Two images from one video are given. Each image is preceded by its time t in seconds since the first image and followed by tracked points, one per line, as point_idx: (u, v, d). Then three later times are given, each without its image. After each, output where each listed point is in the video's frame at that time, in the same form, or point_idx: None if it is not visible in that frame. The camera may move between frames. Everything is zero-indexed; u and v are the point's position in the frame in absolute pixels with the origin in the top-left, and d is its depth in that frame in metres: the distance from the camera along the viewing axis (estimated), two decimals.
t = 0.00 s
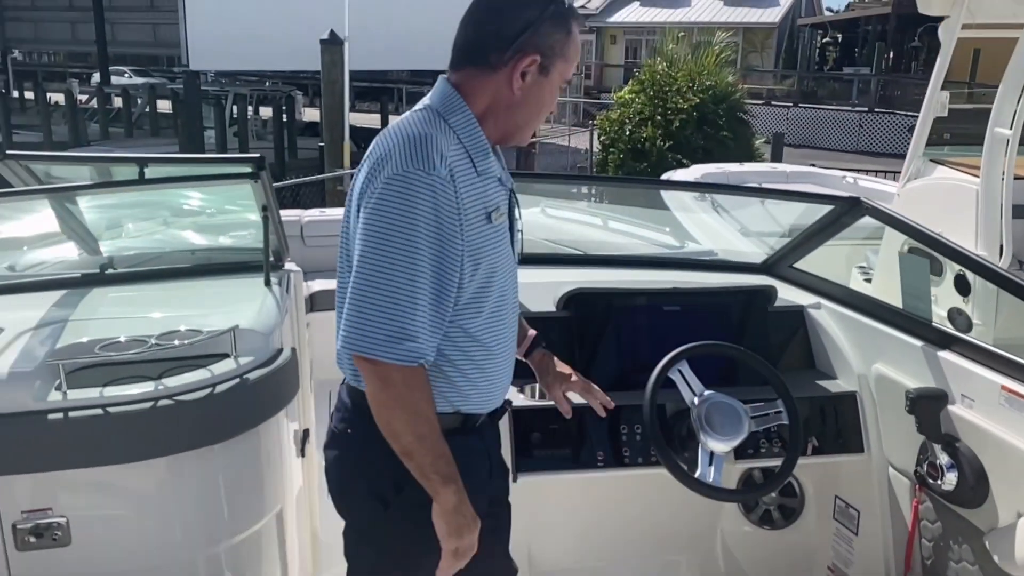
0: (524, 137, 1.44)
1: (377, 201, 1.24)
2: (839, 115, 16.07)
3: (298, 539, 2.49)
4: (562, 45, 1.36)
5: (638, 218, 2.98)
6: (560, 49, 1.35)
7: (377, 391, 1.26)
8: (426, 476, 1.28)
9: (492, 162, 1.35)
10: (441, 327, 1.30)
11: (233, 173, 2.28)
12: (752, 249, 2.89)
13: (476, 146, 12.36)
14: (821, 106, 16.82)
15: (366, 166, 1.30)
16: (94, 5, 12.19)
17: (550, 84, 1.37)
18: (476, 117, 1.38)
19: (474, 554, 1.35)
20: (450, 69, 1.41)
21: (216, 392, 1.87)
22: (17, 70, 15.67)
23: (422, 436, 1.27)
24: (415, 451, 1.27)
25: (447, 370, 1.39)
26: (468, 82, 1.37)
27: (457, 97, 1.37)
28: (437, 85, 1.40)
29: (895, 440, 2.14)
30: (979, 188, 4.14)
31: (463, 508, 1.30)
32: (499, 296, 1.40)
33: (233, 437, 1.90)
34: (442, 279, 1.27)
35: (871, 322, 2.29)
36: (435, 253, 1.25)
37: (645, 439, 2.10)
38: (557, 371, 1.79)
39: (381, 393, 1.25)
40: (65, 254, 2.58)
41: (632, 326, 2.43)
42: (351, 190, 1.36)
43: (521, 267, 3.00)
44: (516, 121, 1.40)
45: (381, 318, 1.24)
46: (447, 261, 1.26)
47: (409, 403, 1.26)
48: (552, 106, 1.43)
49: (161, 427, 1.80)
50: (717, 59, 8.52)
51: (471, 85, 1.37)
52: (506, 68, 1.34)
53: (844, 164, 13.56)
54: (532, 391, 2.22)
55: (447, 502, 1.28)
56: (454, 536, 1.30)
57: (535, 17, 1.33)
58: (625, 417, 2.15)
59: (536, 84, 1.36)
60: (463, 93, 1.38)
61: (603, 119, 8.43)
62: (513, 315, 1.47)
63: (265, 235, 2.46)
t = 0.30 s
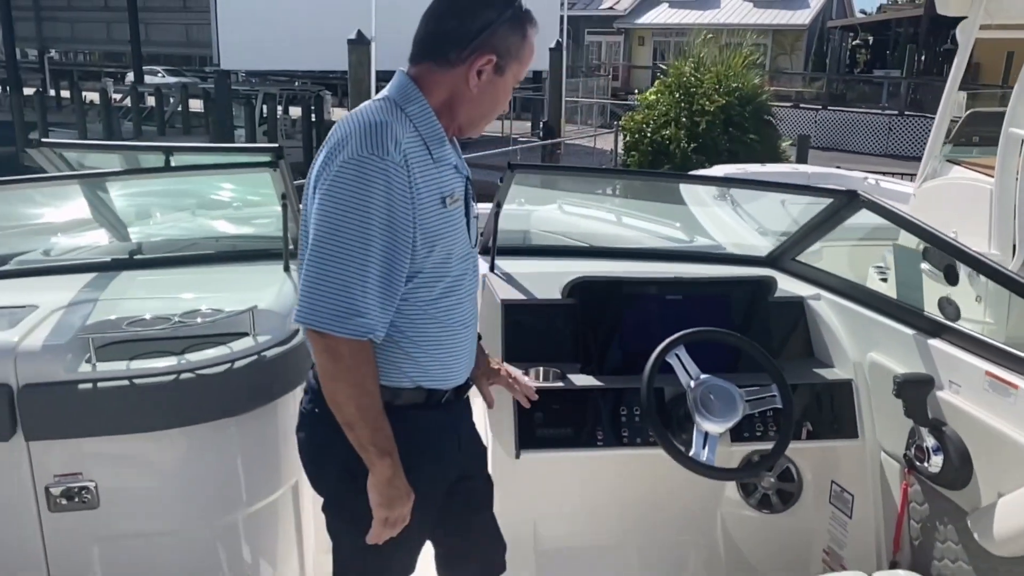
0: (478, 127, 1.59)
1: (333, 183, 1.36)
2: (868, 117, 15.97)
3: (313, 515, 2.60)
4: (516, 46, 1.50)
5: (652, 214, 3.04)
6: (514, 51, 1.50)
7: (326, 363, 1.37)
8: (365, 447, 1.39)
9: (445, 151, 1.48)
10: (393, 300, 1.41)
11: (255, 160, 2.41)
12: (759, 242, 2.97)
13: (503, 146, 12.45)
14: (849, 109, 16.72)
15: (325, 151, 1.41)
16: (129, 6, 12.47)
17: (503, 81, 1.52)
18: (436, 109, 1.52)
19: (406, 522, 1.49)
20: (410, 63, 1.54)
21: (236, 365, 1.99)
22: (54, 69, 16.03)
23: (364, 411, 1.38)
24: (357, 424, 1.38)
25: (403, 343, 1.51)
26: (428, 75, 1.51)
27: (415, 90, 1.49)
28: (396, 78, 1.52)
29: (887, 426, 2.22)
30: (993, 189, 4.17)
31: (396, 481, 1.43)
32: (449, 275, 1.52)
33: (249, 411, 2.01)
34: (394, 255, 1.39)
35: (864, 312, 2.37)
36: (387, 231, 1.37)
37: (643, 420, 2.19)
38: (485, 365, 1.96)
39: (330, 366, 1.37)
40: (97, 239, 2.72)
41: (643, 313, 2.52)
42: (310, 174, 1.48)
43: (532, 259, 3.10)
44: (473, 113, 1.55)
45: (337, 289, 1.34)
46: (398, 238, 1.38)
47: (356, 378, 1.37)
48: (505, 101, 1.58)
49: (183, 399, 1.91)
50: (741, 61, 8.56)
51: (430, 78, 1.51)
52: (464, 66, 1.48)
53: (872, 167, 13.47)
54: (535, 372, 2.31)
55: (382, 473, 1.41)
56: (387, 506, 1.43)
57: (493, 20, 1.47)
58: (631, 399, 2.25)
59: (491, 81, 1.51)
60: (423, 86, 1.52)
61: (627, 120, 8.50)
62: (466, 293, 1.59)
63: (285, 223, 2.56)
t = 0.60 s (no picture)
0: (463, 119, 1.67)
1: (326, 173, 1.45)
2: (884, 118, 15.92)
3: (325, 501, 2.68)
4: (495, 39, 1.58)
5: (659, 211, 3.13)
6: (493, 45, 1.58)
7: (328, 346, 1.47)
8: (368, 424, 1.48)
9: (432, 140, 1.57)
10: (387, 282, 1.51)
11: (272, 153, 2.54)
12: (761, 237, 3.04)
13: (517, 147, 12.52)
14: (866, 109, 16.66)
15: (318, 145, 1.51)
16: (149, 7, 12.64)
17: (484, 75, 1.60)
18: (421, 102, 1.61)
19: (412, 500, 1.56)
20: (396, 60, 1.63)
21: (252, 351, 2.08)
22: (75, 70, 16.22)
23: (365, 390, 1.47)
24: (359, 403, 1.47)
25: (400, 325, 1.60)
26: (413, 69, 1.60)
27: (401, 84, 1.58)
28: (383, 74, 1.61)
29: (884, 414, 2.28)
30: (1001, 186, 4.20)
31: (399, 458, 1.51)
32: (441, 258, 1.61)
33: (262, 395, 2.09)
34: (384, 239, 1.48)
35: (860, 303, 2.45)
36: (378, 216, 1.47)
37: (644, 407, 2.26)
38: (479, 322, 2.16)
39: (330, 349, 1.46)
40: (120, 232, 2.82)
41: (649, 307, 2.60)
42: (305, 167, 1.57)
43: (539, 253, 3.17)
44: (457, 104, 1.63)
45: (332, 273, 1.44)
46: (388, 223, 1.48)
47: (355, 359, 1.47)
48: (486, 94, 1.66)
49: (201, 382, 1.99)
50: (756, 61, 8.59)
51: (414, 72, 1.59)
52: (445, 60, 1.57)
53: (889, 168, 13.42)
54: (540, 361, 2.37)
55: (386, 450, 1.49)
56: (391, 483, 1.51)
57: (472, 15, 1.55)
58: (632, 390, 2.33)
59: (472, 74, 1.59)
60: (408, 79, 1.60)
61: (641, 120, 8.56)
62: (458, 276, 1.68)
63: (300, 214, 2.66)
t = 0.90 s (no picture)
0: (464, 118, 1.71)
1: (328, 174, 1.50)
2: (891, 118, 15.91)
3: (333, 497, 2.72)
4: (492, 39, 1.62)
5: (663, 211, 3.17)
6: (490, 44, 1.62)
7: (329, 337, 1.52)
8: (369, 414, 1.53)
9: (433, 139, 1.61)
10: (389, 277, 1.55)
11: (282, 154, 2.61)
12: (764, 236, 3.08)
13: (523, 149, 12.55)
14: (873, 109, 16.64)
15: (322, 146, 1.56)
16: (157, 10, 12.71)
17: (482, 73, 1.64)
18: (421, 102, 1.65)
19: (413, 487, 1.61)
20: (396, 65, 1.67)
21: (262, 348, 2.12)
22: (82, 74, 16.30)
23: (366, 380, 1.51)
24: (360, 393, 1.52)
25: (405, 319, 1.65)
26: (412, 71, 1.64)
27: (401, 85, 1.62)
28: (385, 75, 1.66)
29: (884, 410, 2.31)
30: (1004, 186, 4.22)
31: (399, 447, 1.55)
32: (444, 254, 1.65)
33: (272, 391, 2.14)
34: (385, 237, 1.53)
35: (859, 300, 2.48)
36: (379, 214, 1.51)
37: (646, 403, 2.29)
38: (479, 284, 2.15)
39: (331, 339, 1.51)
40: (130, 233, 2.87)
41: (653, 304, 2.63)
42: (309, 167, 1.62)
43: (544, 252, 3.21)
44: (457, 103, 1.67)
45: (334, 270, 1.49)
46: (388, 221, 1.52)
47: (356, 350, 1.51)
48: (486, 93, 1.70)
49: (212, 378, 2.04)
50: (762, 62, 8.60)
51: (413, 73, 1.64)
52: (444, 60, 1.61)
53: (896, 168, 13.40)
54: (544, 357, 2.40)
55: (386, 439, 1.53)
56: (392, 471, 1.55)
57: (469, 15, 1.59)
58: (634, 384, 2.35)
59: (470, 72, 1.63)
60: (408, 81, 1.64)
61: (647, 121, 8.59)
62: (461, 270, 1.72)
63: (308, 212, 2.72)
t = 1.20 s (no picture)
0: (466, 115, 1.71)
1: (327, 173, 1.52)
2: (893, 120, 15.91)
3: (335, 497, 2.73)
4: (487, 34, 1.62)
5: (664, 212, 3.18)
6: (484, 38, 1.62)
7: (327, 338, 1.53)
8: (376, 408, 1.54)
9: (433, 140, 1.62)
10: (386, 277, 1.56)
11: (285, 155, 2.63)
12: (765, 236, 3.09)
13: (525, 151, 12.55)
14: (875, 111, 16.64)
15: (322, 147, 1.57)
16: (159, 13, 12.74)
17: (478, 67, 1.64)
18: (421, 101, 1.67)
19: (439, 471, 1.61)
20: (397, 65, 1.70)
21: (265, 347, 2.13)
22: (84, 77, 16.31)
23: (369, 374, 1.53)
24: (366, 388, 1.53)
25: (404, 317, 1.66)
26: (411, 70, 1.66)
27: (401, 85, 1.65)
28: (387, 77, 1.67)
29: (884, 409, 2.32)
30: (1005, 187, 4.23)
31: (413, 434, 1.56)
32: (443, 254, 1.66)
33: (276, 390, 2.15)
34: (383, 236, 1.54)
35: (859, 299, 2.50)
36: (377, 215, 1.52)
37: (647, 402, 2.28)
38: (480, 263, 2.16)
39: (330, 340, 1.53)
40: (131, 234, 2.89)
41: (654, 303, 2.65)
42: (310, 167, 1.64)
43: (545, 253, 3.22)
44: (456, 100, 1.68)
45: (331, 270, 1.50)
46: (385, 221, 1.53)
47: (354, 347, 1.52)
48: (488, 86, 1.69)
49: (216, 377, 2.05)
50: (764, 64, 8.62)
51: (412, 73, 1.66)
52: (439, 58, 1.63)
53: (899, 171, 13.37)
54: (546, 356, 2.42)
55: (398, 429, 1.54)
56: (412, 457, 1.56)
57: (460, 11, 1.60)
58: (634, 383, 2.36)
59: (465, 67, 1.63)
60: (408, 81, 1.67)
61: (649, 124, 8.60)
62: (461, 270, 1.73)
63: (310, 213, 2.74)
